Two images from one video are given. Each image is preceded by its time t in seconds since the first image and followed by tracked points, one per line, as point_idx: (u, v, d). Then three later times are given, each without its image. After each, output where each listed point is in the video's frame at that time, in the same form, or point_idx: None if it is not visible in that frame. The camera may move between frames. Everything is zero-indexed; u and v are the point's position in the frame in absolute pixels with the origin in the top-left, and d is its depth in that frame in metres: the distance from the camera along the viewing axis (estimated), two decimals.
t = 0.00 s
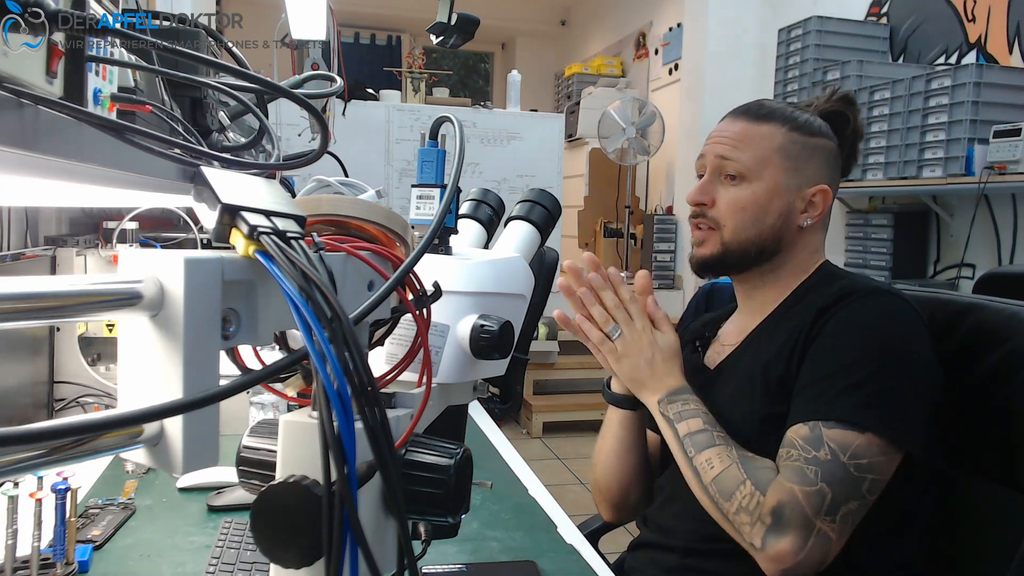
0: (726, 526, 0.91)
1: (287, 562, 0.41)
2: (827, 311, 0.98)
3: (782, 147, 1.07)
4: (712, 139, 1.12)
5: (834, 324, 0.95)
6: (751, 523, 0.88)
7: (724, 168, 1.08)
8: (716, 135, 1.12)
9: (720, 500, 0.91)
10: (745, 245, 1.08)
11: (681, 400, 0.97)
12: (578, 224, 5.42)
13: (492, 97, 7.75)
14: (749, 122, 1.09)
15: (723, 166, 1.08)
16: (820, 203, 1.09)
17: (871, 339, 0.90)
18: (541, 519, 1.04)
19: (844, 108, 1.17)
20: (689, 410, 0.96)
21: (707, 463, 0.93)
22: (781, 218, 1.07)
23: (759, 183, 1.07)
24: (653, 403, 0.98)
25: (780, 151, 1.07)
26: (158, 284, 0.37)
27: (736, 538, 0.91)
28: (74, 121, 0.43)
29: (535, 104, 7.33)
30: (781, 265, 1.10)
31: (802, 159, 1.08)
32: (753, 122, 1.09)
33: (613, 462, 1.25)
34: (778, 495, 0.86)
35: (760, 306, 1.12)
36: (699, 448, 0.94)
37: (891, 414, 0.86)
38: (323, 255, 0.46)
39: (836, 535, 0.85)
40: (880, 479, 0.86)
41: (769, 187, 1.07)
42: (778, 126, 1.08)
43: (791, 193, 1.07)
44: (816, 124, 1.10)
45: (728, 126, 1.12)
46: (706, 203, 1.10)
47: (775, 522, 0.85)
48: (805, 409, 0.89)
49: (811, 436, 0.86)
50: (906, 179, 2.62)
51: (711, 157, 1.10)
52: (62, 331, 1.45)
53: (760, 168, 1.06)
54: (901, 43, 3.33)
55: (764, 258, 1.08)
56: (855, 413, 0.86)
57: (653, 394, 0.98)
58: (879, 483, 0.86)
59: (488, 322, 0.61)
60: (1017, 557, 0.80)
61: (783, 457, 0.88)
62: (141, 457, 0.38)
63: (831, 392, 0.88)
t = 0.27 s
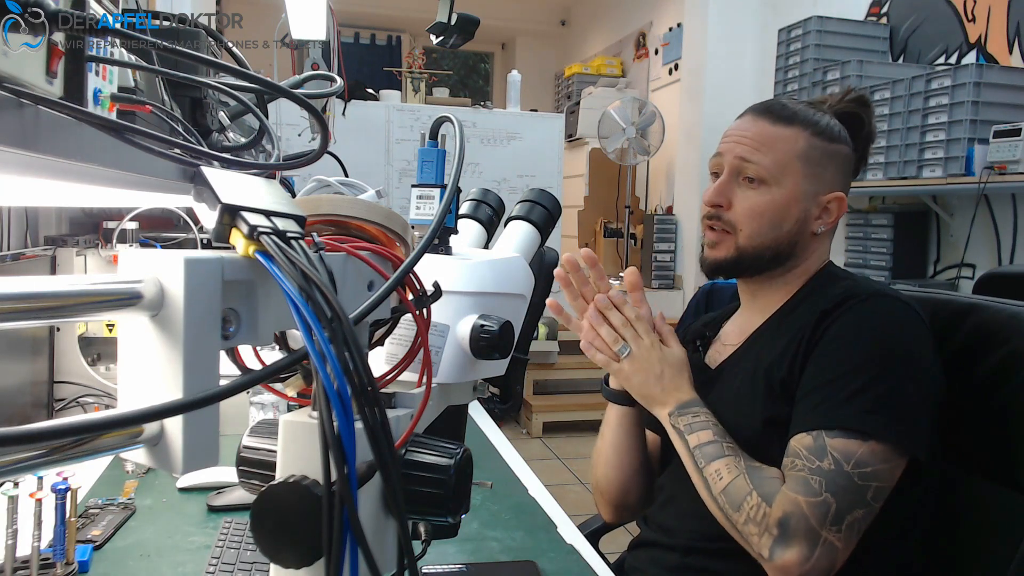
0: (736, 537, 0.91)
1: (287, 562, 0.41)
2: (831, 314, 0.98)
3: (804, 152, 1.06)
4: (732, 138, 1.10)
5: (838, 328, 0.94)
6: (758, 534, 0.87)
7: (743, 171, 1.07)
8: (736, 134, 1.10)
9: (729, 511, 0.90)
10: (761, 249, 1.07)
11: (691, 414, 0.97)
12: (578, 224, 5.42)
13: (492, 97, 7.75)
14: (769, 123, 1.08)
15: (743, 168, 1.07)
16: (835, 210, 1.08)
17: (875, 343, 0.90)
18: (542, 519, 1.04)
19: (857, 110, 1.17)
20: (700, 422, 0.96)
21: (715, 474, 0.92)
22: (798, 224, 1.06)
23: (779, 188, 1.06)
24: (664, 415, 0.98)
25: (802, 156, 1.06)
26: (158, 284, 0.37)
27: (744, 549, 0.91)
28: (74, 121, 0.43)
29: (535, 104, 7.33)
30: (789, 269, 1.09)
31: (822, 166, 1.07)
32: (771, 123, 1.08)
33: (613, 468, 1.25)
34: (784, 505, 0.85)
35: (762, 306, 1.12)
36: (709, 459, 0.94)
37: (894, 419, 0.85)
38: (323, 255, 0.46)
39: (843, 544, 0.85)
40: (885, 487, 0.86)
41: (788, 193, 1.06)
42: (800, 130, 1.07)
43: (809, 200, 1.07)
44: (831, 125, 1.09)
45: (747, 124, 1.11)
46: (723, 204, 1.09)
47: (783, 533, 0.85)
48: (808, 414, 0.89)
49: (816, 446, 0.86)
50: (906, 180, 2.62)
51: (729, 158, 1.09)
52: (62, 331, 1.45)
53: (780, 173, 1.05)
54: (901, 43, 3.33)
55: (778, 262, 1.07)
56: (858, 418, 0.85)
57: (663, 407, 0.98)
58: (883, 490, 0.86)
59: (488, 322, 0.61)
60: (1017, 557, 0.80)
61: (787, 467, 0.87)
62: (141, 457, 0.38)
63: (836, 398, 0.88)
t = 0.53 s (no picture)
0: (730, 517, 0.90)
1: (288, 563, 0.41)
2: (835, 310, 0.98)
3: (811, 151, 1.06)
4: (739, 136, 1.10)
5: (841, 324, 0.94)
6: (757, 516, 0.87)
7: (751, 170, 1.06)
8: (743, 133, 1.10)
9: (727, 491, 0.90)
10: (768, 248, 1.06)
11: (692, 387, 0.97)
12: (578, 224, 5.42)
13: (492, 97, 7.75)
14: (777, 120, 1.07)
15: (750, 166, 1.06)
16: (840, 209, 1.08)
17: (878, 339, 0.90)
18: (542, 519, 1.04)
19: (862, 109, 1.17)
20: (701, 398, 0.96)
21: (716, 451, 0.92)
22: (805, 223, 1.06)
23: (787, 186, 1.05)
24: (662, 381, 0.98)
25: (810, 155, 1.06)
26: (158, 284, 0.37)
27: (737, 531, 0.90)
28: (74, 121, 0.43)
29: (535, 104, 7.33)
30: (794, 268, 1.09)
31: (828, 165, 1.07)
32: (779, 122, 1.07)
33: (623, 480, 1.23)
34: (788, 489, 0.85)
35: (766, 306, 1.12)
36: (709, 435, 0.93)
37: (896, 413, 0.85)
38: (323, 255, 0.46)
39: (840, 534, 0.84)
40: (886, 479, 0.86)
41: (796, 192, 1.05)
42: (807, 129, 1.07)
43: (815, 198, 1.06)
44: (836, 125, 1.08)
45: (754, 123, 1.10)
46: (731, 202, 1.08)
47: (784, 517, 0.84)
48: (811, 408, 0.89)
49: (820, 434, 0.86)
50: (906, 179, 2.62)
51: (737, 156, 1.08)
52: (62, 331, 1.45)
53: (788, 172, 1.05)
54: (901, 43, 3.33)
55: (785, 261, 1.07)
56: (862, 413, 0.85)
57: (662, 371, 0.98)
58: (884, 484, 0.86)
59: (488, 322, 0.61)
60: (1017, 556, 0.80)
61: (792, 453, 0.87)
62: (141, 457, 0.38)
63: (840, 391, 0.88)
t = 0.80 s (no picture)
0: (739, 524, 0.90)
1: (288, 562, 0.41)
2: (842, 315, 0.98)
3: (820, 154, 1.05)
4: (747, 138, 1.09)
5: (846, 329, 0.94)
6: (766, 523, 0.87)
7: (759, 173, 1.06)
8: (751, 134, 1.09)
9: (736, 497, 0.90)
10: (775, 252, 1.06)
11: (702, 395, 0.97)
12: (578, 224, 5.42)
13: (492, 97, 7.75)
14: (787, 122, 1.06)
15: (758, 170, 1.06)
16: (848, 212, 1.08)
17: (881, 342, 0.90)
18: (542, 519, 1.04)
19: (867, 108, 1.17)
20: (709, 406, 0.96)
21: (725, 458, 0.92)
22: (813, 227, 1.06)
23: (795, 190, 1.05)
24: (670, 390, 0.98)
25: (819, 158, 1.05)
26: (157, 284, 0.37)
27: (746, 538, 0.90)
28: (74, 121, 0.43)
29: (535, 104, 7.33)
30: (801, 271, 1.09)
31: (837, 167, 1.06)
32: (785, 122, 1.07)
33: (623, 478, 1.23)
34: (798, 495, 0.85)
35: (769, 307, 1.12)
36: (717, 442, 0.94)
37: (902, 419, 0.85)
38: (323, 255, 0.46)
39: (850, 540, 0.85)
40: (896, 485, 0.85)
41: (805, 196, 1.05)
42: (816, 131, 1.05)
43: (824, 202, 1.06)
44: (844, 124, 1.07)
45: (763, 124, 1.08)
46: (738, 206, 1.07)
47: (794, 523, 0.84)
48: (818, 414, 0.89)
49: (828, 440, 0.86)
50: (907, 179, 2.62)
51: (745, 159, 1.07)
52: (62, 331, 1.45)
53: (797, 176, 1.04)
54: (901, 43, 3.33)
55: (792, 264, 1.07)
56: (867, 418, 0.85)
57: (671, 379, 0.99)
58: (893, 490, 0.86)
59: (488, 322, 0.61)
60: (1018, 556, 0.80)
61: (801, 459, 0.87)
62: (141, 457, 0.38)
63: (846, 397, 0.88)
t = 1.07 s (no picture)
0: (762, 490, 0.81)
1: (288, 563, 0.41)
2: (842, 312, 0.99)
3: (821, 153, 1.05)
4: (747, 138, 1.09)
5: (846, 327, 0.95)
6: (803, 483, 0.79)
7: (760, 171, 1.06)
8: (752, 134, 1.09)
9: (763, 460, 0.81)
10: (776, 250, 1.06)
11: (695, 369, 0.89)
12: (578, 224, 5.42)
13: (492, 97, 7.75)
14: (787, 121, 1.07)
15: (759, 168, 1.06)
16: (848, 211, 1.08)
17: (883, 330, 0.91)
18: (542, 519, 1.04)
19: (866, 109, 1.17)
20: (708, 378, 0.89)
21: (743, 424, 0.85)
22: (814, 226, 1.05)
23: (797, 188, 1.04)
24: (662, 368, 0.89)
25: (820, 157, 1.05)
26: (158, 283, 0.37)
27: (770, 506, 0.81)
28: (74, 121, 0.43)
29: (535, 104, 7.33)
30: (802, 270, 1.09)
31: (837, 167, 1.06)
32: (789, 122, 1.07)
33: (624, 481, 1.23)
34: (839, 446, 0.79)
35: (769, 306, 1.12)
36: (729, 410, 0.86)
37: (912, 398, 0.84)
38: (323, 255, 0.46)
39: (888, 502, 0.80)
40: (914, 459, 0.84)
41: (807, 194, 1.04)
42: (816, 130, 1.06)
43: (825, 201, 1.06)
44: (845, 125, 1.08)
45: (763, 123, 1.09)
46: (739, 204, 1.07)
47: (836, 479, 0.78)
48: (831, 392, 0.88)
49: (856, 407, 0.83)
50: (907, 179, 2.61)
51: (746, 157, 1.07)
52: (62, 331, 1.45)
53: (799, 174, 1.04)
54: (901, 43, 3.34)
55: (793, 262, 1.07)
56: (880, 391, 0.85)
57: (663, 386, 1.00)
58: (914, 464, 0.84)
59: (488, 322, 0.61)
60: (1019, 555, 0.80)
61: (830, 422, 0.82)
62: (141, 457, 0.38)
63: (856, 375, 0.88)
